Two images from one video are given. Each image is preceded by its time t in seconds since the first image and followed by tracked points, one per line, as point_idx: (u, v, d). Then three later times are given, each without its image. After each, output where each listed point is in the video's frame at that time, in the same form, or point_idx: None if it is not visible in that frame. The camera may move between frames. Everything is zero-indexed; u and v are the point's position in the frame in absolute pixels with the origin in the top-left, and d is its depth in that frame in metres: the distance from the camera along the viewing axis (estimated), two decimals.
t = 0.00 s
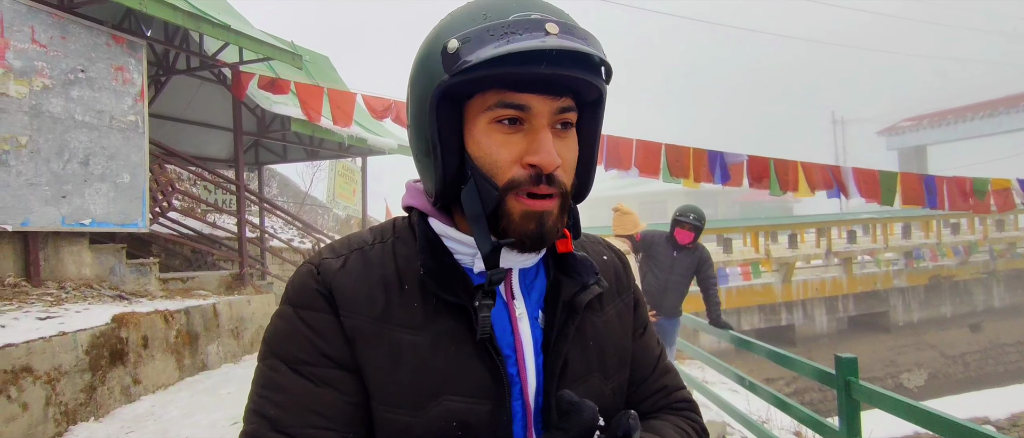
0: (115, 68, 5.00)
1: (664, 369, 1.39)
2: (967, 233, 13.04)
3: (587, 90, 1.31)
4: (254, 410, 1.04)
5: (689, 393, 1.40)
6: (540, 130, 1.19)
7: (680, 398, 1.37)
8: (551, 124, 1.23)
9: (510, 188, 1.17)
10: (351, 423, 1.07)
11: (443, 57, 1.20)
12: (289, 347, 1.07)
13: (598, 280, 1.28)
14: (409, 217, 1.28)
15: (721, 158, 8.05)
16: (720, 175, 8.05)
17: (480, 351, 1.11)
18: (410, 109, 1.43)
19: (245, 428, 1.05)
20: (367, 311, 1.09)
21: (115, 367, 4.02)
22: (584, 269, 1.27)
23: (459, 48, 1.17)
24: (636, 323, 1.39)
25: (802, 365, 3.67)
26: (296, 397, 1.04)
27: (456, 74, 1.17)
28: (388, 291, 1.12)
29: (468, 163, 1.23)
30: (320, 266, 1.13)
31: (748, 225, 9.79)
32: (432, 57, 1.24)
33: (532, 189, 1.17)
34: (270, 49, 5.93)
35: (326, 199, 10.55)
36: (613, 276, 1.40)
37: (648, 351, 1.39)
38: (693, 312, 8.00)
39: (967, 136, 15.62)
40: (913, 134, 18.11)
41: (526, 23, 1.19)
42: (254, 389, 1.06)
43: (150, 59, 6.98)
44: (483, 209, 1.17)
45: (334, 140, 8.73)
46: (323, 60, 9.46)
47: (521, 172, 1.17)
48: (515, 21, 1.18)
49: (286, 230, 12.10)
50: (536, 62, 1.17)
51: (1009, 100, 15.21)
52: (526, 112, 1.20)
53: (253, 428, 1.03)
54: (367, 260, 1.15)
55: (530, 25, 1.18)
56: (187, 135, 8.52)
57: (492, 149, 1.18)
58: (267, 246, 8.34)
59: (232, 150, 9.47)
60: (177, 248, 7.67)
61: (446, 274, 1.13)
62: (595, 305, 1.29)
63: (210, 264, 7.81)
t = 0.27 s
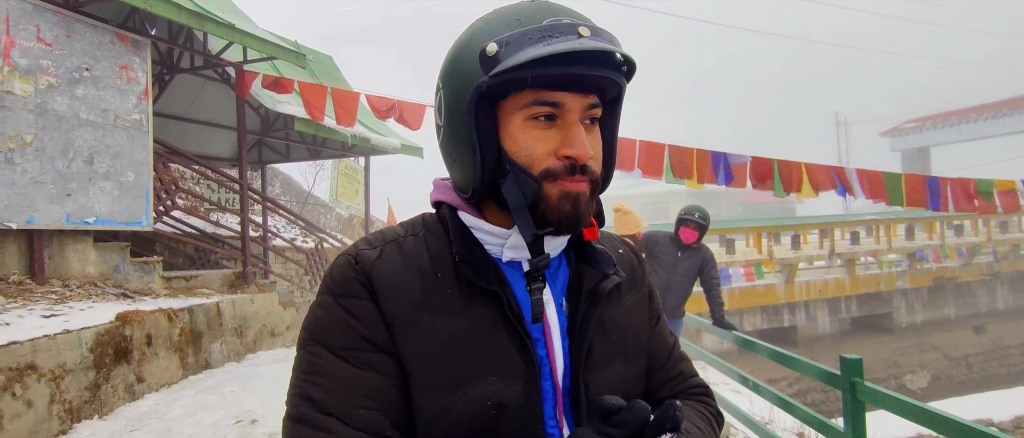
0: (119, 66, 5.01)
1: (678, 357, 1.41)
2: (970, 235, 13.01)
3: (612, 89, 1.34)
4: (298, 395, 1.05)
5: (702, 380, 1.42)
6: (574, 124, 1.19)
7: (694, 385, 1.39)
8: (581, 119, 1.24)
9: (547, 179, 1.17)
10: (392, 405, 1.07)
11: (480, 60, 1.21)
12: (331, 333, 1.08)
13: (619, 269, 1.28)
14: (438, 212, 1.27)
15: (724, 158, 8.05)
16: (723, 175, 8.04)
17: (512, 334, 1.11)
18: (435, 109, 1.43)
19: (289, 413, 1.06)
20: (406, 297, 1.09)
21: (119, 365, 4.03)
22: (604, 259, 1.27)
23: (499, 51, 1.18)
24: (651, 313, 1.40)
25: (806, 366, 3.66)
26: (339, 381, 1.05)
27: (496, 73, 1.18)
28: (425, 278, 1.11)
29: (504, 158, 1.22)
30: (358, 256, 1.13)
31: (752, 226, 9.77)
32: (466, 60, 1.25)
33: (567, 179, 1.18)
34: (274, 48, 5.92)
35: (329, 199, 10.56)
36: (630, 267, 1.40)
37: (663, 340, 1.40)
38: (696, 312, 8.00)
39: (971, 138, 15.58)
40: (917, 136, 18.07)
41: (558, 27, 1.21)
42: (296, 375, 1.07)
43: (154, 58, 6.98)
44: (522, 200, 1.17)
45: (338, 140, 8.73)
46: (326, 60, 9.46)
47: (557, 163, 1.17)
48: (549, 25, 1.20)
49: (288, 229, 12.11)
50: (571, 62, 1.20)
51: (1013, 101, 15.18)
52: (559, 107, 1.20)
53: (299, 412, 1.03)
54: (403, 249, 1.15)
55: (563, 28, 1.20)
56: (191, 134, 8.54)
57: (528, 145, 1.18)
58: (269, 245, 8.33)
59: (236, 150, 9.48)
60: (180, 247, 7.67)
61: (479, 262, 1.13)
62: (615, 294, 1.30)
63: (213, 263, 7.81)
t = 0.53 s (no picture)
0: (120, 66, 5.01)
1: (687, 348, 1.44)
2: (969, 237, 13.05)
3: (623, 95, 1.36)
4: (328, 383, 1.06)
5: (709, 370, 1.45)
6: (590, 128, 1.22)
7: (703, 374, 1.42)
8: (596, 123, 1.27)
9: (566, 181, 1.20)
10: (418, 391, 1.08)
11: (502, 67, 1.23)
12: (357, 323, 1.09)
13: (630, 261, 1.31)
14: (456, 211, 1.29)
15: (724, 159, 8.06)
16: (724, 176, 8.06)
17: (530, 321, 1.13)
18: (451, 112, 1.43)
19: (319, 401, 1.08)
20: (429, 287, 1.10)
21: (119, 363, 4.04)
22: (617, 252, 1.29)
23: (521, 59, 1.20)
24: (662, 305, 1.42)
25: (805, 366, 3.67)
26: (367, 368, 1.06)
27: (519, 81, 1.19)
28: (445, 269, 1.13)
29: (523, 160, 1.24)
30: (382, 251, 1.14)
31: (751, 227, 9.79)
32: (486, 67, 1.26)
33: (584, 180, 1.21)
34: (274, 47, 5.93)
35: (329, 199, 10.57)
36: (639, 261, 1.42)
37: (673, 332, 1.42)
38: (695, 313, 8.03)
39: (971, 140, 15.62)
40: (917, 137, 18.09)
41: (576, 37, 1.24)
42: (325, 365, 1.08)
43: (154, 57, 6.99)
44: (541, 200, 1.20)
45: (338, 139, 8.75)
46: (327, 60, 9.47)
47: (574, 165, 1.20)
48: (568, 35, 1.23)
49: (289, 229, 12.11)
50: (590, 70, 1.22)
51: (1013, 103, 15.21)
52: (576, 112, 1.22)
53: (330, 398, 1.05)
54: (424, 242, 1.17)
55: (581, 38, 1.23)
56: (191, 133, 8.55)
57: (548, 148, 1.21)
58: (269, 244, 8.33)
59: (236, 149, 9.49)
60: (180, 246, 7.68)
61: (497, 253, 1.15)
62: (627, 285, 1.32)
63: (212, 262, 7.81)
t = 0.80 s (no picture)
0: (116, 64, 5.00)
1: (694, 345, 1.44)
2: (964, 238, 13.11)
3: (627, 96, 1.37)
4: (335, 377, 1.06)
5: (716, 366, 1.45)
6: (594, 128, 1.22)
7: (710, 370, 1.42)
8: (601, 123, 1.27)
9: (572, 180, 1.20)
10: (425, 384, 1.07)
11: (508, 68, 1.23)
12: (364, 317, 1.08)
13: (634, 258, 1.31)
14: (461, 209, 1.29)
15: (721, 159, 8.07)
16: (721, 175, 8.07)
17: (535, 315, 1.13)
18: (457, 112, 1.44)
19: (326, 396, 1.07)
20: (436, 281, 1.10)
21: (114, 362, 4.03)
22: (621, 249, 1.30)
23: (527, 60, 1.20)
24: (668, 301, 1.42)
25: (800, 366, 3.68)
26: (374, 360, 1.05)
27: (525, 81, 1.20)
28: (452, 264, 1.13)
29: (529, 159, 1.25)
30: (389, 246, 1.14)
31: (747, 227, 9.81)
32: (492, 68, 1.27)
33: (590, 179, 1.21)
34: (271, 46, 5.91)
35: (325, 198, 10.55)
36: (644, 258, 1.43)
37: (680, 330, 1.42)
38: (691, 313, 8.05)
39: (966, 141, 15.69)
40: (912, 138, 18.18)
41: (581, 39, 1.24)
42: (332, 359, 1.08)
43: (150, 56, 6.97)
44: (547, 198, 1.21)
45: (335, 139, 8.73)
46: (323, 59, 9.44)
47: (580, 165, 1.21)
48: (573, 37, 1.23)
49: (285, 228, 12.08)
50: (595, 71, 1.22)
51: (1008, 105, 15.28)
52: (581, 112, 1.23)
53: (337, 391, 1.05)
54: (431, 239, 1.17)
55: (587, 40, 1.23)
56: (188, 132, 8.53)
57: (552, 148, 1.21)
58: (265, 244, 8.31)
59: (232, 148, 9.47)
60: (176, 245, 7.66)
61: (503, 248, 1.15)
62: (631, 282, 1.32)
63: (208, 262, 7.79)
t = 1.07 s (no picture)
0: (115, 68, 5.01)
1: (692, 353, 1.45)
2: (963, 242, 13.13)
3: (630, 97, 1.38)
4: (329, 386, 1.06)
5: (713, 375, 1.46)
6: (598, 129, 1.23)
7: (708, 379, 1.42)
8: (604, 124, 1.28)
9: (575, 182, 1.21)
10: (421, 394, 1.07)
11: (512, 67, 1.24)
12: (359, 325, 1.08)
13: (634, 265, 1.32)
14: (459, 213, 1.29)
15: (721, 162, 8.07)
16: (721, 179, 8.08)
17: (535, 323, 1.14)
18: (455, 114, 1.44)
19: (319, 405, 1.06)
20: (433, 288, 1.10)
21: (112, 366, 4.02)
22: (621, 256, 1.31)
23: (532, 59, 1.21)
24: (667, 309, 1.43)
25: (798, 370, 3.68)
26: (370, 370, 1.05)
27: (530, 80, 1.21)
28: (450, 271, 1.14)
29: (532, 160, 1.25)
30: (385, 252, 1.15)
31: (746, 231, 9.82)
32: (495, 68, 1.28)
33: (593, 180, 1.22)
34: (270, 50, 5.92)
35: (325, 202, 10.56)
36: (644, 265, 1.44)
37: (679, 338, 1.43)
38: (690, 317, 8.06)
39: (965, 146, 15.73)
40: (911, 143, 18.23)
41: (585, 38, 1.26)
42: (325, 368, 1.07)
43: (150, 60, 6.98)
44: (551, 200, 1.21)
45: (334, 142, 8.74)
46: (322, 62, 9.45)
47: (584, 166, 1.21)
48: (578, 36, 1.25)
49: (284, 232, 12.08)
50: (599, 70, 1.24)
51: (1006, 109, 15.32)
52: (586, 113, 1.24)
53: (330, 400, 1.04)
54: (428, 245, 1.18)
55: (591, 39, 1.25)
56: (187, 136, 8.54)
57: (556, 148, 1.22)
58: (264, 248, 8.30)
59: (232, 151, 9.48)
60: (174, 248, 7.66)
61: (501, 255, 1.16)
62: (631, 288, 1.33)
63: (207, 265, 7.78)
